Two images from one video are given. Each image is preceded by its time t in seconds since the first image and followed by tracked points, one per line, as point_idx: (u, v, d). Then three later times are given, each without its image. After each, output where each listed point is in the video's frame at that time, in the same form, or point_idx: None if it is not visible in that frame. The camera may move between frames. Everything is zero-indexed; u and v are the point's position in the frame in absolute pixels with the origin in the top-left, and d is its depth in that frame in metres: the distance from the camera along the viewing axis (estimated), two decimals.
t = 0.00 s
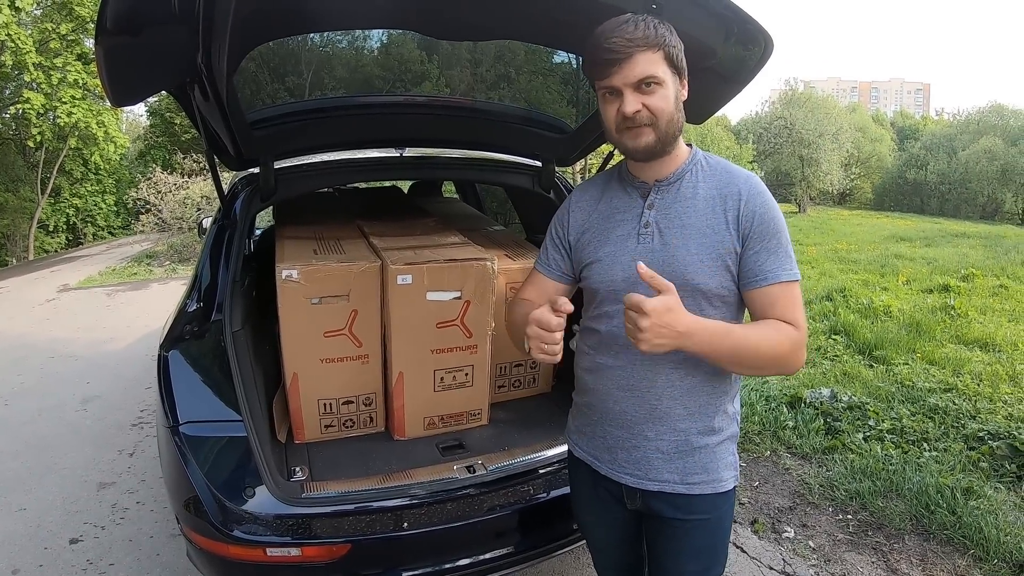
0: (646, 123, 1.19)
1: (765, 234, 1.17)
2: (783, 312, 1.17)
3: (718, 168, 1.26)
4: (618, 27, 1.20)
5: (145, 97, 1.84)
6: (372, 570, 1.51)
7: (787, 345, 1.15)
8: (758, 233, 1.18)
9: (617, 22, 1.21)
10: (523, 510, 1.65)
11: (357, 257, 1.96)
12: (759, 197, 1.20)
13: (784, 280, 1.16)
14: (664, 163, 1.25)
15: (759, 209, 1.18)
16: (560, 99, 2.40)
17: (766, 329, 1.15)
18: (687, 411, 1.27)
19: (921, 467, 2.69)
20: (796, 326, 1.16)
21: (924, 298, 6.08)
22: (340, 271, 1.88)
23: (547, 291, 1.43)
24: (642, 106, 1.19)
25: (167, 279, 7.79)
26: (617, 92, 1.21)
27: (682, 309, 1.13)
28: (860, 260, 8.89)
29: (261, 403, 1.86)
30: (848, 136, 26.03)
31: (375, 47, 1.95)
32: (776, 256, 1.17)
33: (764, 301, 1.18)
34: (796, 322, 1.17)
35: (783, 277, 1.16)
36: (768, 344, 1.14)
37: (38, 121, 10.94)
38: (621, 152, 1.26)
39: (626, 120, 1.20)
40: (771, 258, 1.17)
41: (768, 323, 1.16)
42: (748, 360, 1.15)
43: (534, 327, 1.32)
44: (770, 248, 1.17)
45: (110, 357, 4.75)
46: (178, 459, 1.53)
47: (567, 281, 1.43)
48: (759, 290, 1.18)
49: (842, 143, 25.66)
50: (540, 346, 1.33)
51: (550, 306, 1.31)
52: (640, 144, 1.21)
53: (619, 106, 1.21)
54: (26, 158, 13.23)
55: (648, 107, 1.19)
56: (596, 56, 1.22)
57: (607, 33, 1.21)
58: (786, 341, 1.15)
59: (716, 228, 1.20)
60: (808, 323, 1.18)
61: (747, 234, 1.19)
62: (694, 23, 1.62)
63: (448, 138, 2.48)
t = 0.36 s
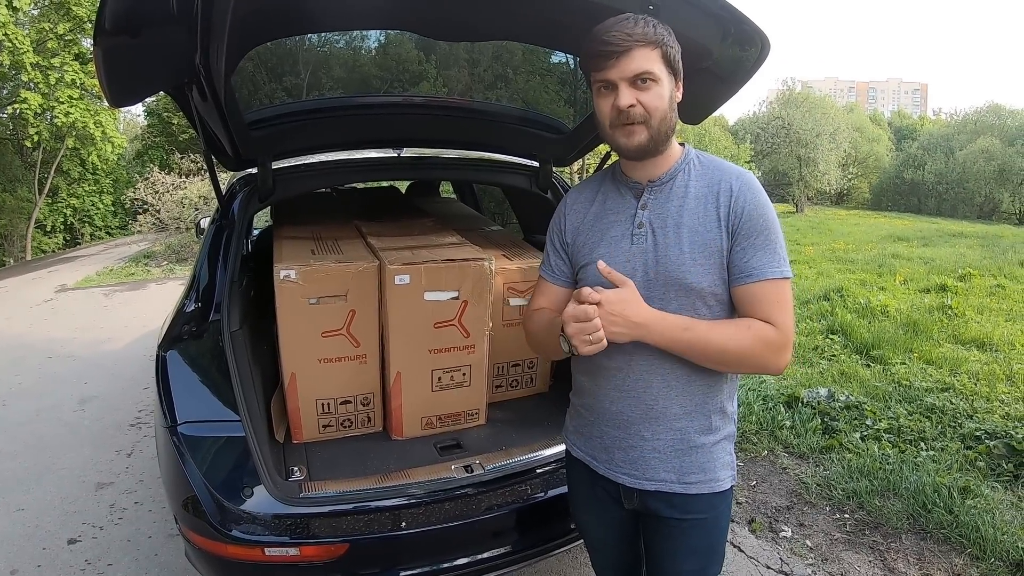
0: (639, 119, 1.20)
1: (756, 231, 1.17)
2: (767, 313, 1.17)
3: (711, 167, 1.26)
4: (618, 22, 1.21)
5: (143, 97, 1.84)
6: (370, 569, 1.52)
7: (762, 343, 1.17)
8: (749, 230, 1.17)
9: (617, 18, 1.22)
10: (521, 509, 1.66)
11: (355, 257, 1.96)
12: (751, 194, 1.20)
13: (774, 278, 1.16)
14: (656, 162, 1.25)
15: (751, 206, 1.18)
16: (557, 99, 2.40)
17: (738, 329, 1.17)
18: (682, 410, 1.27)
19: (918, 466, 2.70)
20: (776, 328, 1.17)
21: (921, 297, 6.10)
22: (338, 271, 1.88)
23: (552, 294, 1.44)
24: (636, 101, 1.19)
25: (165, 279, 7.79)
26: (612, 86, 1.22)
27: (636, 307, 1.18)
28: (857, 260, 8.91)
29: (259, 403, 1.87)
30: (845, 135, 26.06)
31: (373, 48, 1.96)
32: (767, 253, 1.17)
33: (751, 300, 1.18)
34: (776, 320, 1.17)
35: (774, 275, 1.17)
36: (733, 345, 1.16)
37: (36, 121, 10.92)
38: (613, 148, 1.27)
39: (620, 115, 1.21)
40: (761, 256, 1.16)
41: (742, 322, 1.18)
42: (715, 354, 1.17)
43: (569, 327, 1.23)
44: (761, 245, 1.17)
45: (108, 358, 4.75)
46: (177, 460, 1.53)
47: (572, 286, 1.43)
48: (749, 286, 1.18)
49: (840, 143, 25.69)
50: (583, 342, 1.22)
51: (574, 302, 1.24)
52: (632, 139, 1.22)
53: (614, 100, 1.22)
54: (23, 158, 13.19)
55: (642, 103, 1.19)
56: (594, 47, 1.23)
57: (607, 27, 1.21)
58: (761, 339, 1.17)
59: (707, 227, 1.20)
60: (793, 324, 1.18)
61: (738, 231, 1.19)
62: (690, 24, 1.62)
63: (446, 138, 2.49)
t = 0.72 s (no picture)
0: (636, 119, 1.20)
1: (755, 230, 1.17)
2: (767, 313, 1.17)
3: (711, 167, 1.26)
4: (612, 24, 1.21)
5: (142, 97, 1.84)
6: (370, 569, 1.52)
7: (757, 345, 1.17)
8: (748, 229, 1.17)
9: (610, 20, 1.22)
10: (521, 509, 1.66)
11: (354, 257, 1.96)
12: (750, 193, 1.20)
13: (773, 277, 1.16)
14: (655, 161, 1.26)
15: (749, 205, 1.18)
16: (557, 99, 2.40)
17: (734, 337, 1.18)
18: (681, 410, 1.27)
19: (917, 466, 2.70)
20: (775, 329, 1.17)
21: (921, 297, 6.10)
22: (337, 271, 1.88)
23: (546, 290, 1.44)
24: (633, 102, 1.19)
25: (164, 279, 7.79)
26: (608, 88, 1.22)
27: (629, 319, 1.18)
28: (857, 259, 8.91)
29: (259, 403, 1.87)
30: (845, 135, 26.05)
31: (372, 47, 1.95)
32: (766, 252, 1.16)
33: (748, 301, 1.19)
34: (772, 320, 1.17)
35: (773, 275, 1.16)
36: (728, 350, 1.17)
37: (35, 121, 10.91)
38: (612, 148, 1.27)
39: (617, 116, 1.21)
40: (760, 256, 1.16)
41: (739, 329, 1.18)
42: (713, 361, 1.17)
43: (568, 348, 1.22)
44: (760, 244, 1.17)
45: (108, 358, 4.75)
46: (176, 460, 1.53)
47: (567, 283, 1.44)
48: (748, 285, 1.18)
49: (840, 142, 25.69)
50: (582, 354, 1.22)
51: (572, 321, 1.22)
52: (631, 139, 1.22)
53: (610, 101, 1.22)
54: (23, 158, 13.18)
55: (639, 104, 1.19)
56: (589, 50, 1.23)
57: (601, 30, 1.21)
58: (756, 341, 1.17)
59: (706, 227, 1.20)
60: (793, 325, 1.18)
61: (737, 230, 1.18)
62: (690, 23, 1.63)
63: (445, 138, 2.49)
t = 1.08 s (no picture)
0: (623, 116, 1.19)
1: (754, 228, 1.16)
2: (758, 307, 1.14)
3: (715, 167, 1.25)
4: (587, 34, 1.23)
5: (143, 97, 1.83)
6: (371, 569, 1.51)
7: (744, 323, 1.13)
8: (747, 227, 1.16)
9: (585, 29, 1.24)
10: (522, 510, 1.66)
11: (356, 257, 1.96)
12: (752, 194, 1.19)
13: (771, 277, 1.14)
14: (656, 158, 1.26)
15: (750, 205, 1.18)
16: (558, 99, 2.40)
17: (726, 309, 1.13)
18: (685, 410, 1.27)
19: (918, 467, 2.70)
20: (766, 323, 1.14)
21: (921, 297, 6.10)
22: (339, 271, 1.88)
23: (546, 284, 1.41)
24: (616, 101, 1.19)
25: (165, 279, 7.79)
26: (592, 92, 1.23)
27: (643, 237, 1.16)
28: (857, 260, 8.91)
29: (260, 403, 1.86)
30: (846, 135, 26.03)
31: (373, 47, 1.95)
32: (766, 251, 1.15)
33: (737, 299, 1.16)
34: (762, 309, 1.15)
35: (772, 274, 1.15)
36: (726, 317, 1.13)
37: (36, 121, 10.90)
38: (609, 150, 1.27)
39: (604, 117, 1.21)
40: (757, 255, 1.15)
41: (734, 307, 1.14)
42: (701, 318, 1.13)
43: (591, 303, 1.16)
44: (760, 242, 1.15)
45: (108, 357, 4.75)
46: (177, 460, 1.53)
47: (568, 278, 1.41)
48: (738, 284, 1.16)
49: (840, 143, 25.69)
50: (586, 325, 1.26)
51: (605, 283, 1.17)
52: (622, 137, 1.21)
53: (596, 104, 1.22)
54: (23, 157, 13.18)
55: (623, 100, 1.19)
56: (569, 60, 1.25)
57: (578, 42, 1.23)
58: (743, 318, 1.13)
59: (709, 227, 1.20)
60: (784, 323, 1.15)
61: (736, 229, 1.18)
62: (691, 24, 1.62)
63: (446, 138, 2.48)
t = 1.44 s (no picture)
0: (632, 118, 1.19)
1: (765, 233, 1.17)
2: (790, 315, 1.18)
3: (717, 167, 1.25)
4: (601, 27, 1.22)
5: (143, 95, 1.83)
6: (371, 569, 1.51)
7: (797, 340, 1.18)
8: (759, 231, 1.17)
9: (600, 22, 1.22)
10: (522, 510, 1.65)
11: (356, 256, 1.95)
12: (759, 196, 1.20)
13: (781, 279, 1.16)
14: (657, 160, 1.25)
15: (760, 207, 1.18)
16: (559, 98, 2.39)
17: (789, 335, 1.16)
18: (687, 411, 1.26)
19: (920, 467, 2.69)
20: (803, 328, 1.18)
21: (923, 297, 6.09)
22: (339, 270, 1.87)
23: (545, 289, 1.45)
24: (627, 101, 1.19)
25: (165, 278, 7.79)
26: (603, 89, 1.22)
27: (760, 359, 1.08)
28: (858, 259, 8.90)
29: (260, 402, 1.86)
30: (846, 135, 26.02)
31: (374, 46, 1.95)
32: (776, 254, 1.17)
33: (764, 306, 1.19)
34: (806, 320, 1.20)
35: (784, 278, 1.17)
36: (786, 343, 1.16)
37: (37, 120, 10.90)
38: (611, 148, 1.26)
39: (612, 116, 1.20)
40: (774, 258, 1.17)
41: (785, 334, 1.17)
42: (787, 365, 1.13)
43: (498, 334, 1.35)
44: (771, 246, 1.17)
45: (108, 356, 4.74)
46: (176, 459, 1.52)
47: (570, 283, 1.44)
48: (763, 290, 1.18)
49: (841, 142, 25.68)
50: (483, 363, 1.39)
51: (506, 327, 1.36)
52: (629, 138, 1.21)
53: (605, 102, 1.21)
54: (24, 156, 13.18)
55: (633, 101, 1.19)
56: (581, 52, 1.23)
57: (591, 34, 1.22)
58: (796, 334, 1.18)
59: (713, 228, 1.20)
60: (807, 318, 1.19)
61: (747, 232, 1.18)
62: (693, 22, 1.62)
63: (447, 137, 2.48)
